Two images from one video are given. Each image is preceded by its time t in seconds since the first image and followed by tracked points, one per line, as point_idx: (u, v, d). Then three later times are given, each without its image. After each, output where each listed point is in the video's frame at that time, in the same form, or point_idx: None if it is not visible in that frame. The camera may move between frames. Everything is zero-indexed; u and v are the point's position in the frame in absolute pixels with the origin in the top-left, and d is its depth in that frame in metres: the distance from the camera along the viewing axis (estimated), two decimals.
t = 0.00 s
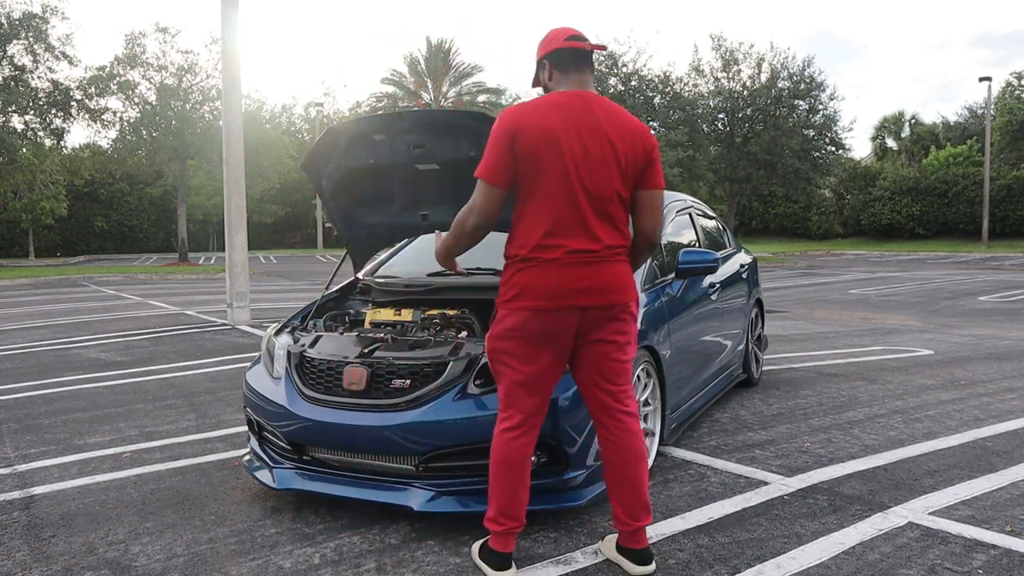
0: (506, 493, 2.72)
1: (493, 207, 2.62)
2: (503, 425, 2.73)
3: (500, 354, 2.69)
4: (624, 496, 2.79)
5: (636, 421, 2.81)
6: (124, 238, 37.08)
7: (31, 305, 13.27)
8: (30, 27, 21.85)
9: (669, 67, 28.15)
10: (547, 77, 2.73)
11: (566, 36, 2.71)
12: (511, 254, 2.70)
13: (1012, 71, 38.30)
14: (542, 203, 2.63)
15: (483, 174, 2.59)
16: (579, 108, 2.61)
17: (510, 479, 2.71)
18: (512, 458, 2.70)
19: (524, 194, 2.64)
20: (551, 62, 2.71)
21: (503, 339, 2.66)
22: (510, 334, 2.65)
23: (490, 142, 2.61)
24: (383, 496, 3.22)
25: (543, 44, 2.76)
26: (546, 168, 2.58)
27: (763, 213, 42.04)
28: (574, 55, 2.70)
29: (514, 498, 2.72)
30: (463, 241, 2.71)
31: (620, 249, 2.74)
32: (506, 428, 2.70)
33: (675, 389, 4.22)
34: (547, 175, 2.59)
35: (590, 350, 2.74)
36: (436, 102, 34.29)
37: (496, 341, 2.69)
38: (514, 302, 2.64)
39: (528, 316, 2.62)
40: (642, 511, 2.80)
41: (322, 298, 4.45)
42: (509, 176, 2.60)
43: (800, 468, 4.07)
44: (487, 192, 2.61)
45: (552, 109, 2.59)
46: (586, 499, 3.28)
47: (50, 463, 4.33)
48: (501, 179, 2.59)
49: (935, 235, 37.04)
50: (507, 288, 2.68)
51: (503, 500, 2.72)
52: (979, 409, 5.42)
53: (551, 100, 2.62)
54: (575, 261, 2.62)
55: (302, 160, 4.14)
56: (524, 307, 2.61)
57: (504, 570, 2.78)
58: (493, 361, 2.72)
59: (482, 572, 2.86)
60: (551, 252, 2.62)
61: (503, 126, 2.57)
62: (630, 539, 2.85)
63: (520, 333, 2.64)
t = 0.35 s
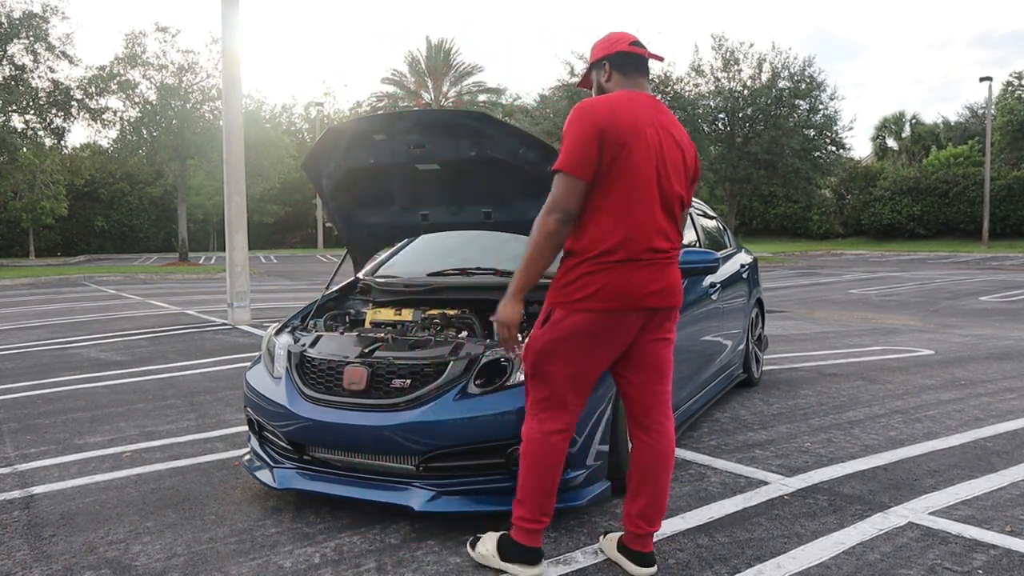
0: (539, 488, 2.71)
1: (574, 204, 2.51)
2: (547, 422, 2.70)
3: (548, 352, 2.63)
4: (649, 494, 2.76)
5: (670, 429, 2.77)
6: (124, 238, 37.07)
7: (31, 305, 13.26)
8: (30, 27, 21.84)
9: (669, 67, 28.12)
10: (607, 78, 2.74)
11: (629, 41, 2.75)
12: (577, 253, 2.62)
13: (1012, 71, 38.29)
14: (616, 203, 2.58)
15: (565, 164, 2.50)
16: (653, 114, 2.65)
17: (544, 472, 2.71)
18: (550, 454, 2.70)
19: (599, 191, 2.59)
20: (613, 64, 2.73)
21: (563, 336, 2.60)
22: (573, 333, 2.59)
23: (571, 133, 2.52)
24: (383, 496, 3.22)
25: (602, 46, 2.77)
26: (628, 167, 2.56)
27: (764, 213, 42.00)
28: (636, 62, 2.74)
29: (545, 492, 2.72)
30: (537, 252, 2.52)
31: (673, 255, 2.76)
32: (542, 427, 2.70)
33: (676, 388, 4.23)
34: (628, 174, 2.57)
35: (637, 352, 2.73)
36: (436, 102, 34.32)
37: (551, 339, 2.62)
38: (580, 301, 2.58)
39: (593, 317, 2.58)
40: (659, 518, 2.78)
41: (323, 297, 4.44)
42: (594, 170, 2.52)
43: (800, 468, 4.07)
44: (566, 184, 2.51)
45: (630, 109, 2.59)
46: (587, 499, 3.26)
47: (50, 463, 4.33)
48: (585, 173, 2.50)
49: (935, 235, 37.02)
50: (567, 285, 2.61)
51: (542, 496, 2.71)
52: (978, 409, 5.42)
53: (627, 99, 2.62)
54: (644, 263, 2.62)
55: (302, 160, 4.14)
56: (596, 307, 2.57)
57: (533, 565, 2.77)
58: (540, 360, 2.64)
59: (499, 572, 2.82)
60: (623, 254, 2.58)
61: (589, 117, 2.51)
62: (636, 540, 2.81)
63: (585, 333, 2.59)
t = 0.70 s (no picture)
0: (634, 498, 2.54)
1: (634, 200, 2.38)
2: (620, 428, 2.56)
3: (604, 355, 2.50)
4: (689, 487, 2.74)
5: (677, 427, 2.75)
6: (124, 238, 37.08)
7: (31, 305, 13.25)
8: (30, 27, 21.82)
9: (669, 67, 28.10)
10: (629, 70, 2.64)
11: (651, 31, 2.64)
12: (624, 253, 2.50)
13: (1013, 71, 38.30)
14: (659, 198, 2.51)
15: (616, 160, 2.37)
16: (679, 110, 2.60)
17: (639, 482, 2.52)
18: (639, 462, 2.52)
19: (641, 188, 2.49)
20: (634, 57, 2.63)
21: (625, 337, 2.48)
22: (635, 333, 2.49)
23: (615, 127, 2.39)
24: (384, 495, 3.22)
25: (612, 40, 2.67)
26: (668, 161, 2.50)
27: (764, 213, 41.95)
28: (658, 56, 2.64)
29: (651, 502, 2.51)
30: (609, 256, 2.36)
31: (700, 249, 2.74)
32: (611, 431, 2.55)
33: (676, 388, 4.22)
34: (668, 168, 2.50)
35: (663, 353, 2.62)
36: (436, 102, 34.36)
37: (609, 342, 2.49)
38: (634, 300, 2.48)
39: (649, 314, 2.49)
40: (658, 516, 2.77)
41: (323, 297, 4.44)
42: (643, 163, 2.42)
43: (799, 468, 4.07)
44: (620, 179, 2.37)
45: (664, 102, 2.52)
46: (587, 499, 3.26)
47: (49, 463, 4.33)
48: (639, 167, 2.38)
49: (935, 235, 37.02)
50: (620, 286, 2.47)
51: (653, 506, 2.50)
52: (978, 409, 5.42)
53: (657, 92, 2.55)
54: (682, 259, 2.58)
55: (302, 160, 4.14)
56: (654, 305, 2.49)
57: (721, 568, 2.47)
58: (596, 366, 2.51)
59: None
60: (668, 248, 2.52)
61: (632, 110, 2.39)
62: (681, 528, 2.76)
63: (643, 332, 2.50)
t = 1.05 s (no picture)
0: (691, 514, 2.44)
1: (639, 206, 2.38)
2: (683, 442, 2.44)
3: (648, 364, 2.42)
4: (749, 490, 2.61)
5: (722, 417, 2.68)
6: (124, 238, 37.10)
7: (30, 305, 13.24)
8: (29, 27, 21.82)
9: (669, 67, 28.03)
10: (652, 59, 2.53)
11: (678, 14, 2.52)
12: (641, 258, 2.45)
13: (1013, 71, 38.31)
14: (685, 198, 2.44)
15: (630, 168, 2.33)
16: (702, 99, 2.47)
17: (699, 495, 2.43)
18: (696, 477, 2.43)
19: (663, 189, 2.42)
20: (660, 41, 2.51)
21: (666, 345, 2.41)
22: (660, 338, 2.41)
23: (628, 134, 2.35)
24: (384, 495, 3.22)
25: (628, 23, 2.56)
26: (695, 159, 2.42)
27: (763, 213, 41.95)
28: (686, 42, 2.53)
29: (708, 517, 2.43)
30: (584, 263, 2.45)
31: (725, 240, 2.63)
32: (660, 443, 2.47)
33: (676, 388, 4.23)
34: (695, 165, 2.42)
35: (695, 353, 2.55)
36: (436, 102, 34.40)
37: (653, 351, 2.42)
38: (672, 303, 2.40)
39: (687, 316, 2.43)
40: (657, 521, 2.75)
41: (322, 297, 4.44)
42: (657, 166, 2.34)
43: (799, 468, 4.07)
44: (625, 191, 2.35)
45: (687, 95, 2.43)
46: (587, 499, 3.26)
47: (50, 463, 4.33)
48: (650, 172, 2.33)
49: (935, 235, 37.04)
50: (646, 292, 2.42)
51: (709, 521, 2.42)
52: (978, 409, 5.41)
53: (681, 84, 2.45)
54: (711, 256, 2.51)
55: (302, 160, 4.14)
56: (690, 307, 2.42)
57: None
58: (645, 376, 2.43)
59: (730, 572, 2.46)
60: (696, 248, 2.46)
61: (651, 112, 2.32)
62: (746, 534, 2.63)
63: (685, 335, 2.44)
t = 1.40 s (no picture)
0: (714, 520, 2.42)
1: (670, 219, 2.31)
2: (713, 448, 2.40)
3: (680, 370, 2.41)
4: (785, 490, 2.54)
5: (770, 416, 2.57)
6: (124, 238, 37.11)
7: (30, 305, 13.24)
8: (29, 27, 21.81)
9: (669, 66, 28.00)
10: (667, 53, 2.46)
11: (691, 4, 2.45)
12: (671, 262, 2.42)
13: (1013, 72, 38.30)
14: (714, 202, 2.38)
15: (654, 181, 2.27)
16: (723, 93, 2.40)
17: (723, 502, 2.41)
18: (725, 484, 2.40)
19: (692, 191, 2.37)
20: (673, 35, 2.44)
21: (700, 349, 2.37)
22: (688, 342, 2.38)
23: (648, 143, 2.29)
24: (384, 495, 3.22)
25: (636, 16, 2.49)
26: (720, 161, 2.35)
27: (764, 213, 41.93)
28: (701, 31, 2.46)
29: (731, 524, 2.41)
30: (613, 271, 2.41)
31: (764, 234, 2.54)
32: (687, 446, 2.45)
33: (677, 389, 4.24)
34: (723, 167, 2.35)
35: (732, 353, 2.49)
36: (436, 101, 34.40)
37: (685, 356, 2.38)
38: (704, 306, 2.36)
39: (722, 320, 2.39)
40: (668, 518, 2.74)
41: (322, 298, 4.44)
42: (679, 171, 2.29)
43: (799, 468, 4.07)
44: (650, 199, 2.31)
45: (709, 92, 2.36)
46: (587, 499, 3.26)
47: (49, 463, 4.33)
48: (673, 178, 2.27)
49: (935, 235, 37.03)
50: (676, 295, 2.39)
51: (729, 531, 2.41)
52: (978, 409, 5.42)
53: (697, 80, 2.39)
54: (746, 256, 2.46)
55: (302, 160, 4.14)
56: (722, 310, 2.37)
57: None
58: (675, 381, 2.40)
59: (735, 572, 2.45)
60: (727, 249, 2.41)
61: (668, 118, 2.27)
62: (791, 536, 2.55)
63: (718, 338, 2.39)
